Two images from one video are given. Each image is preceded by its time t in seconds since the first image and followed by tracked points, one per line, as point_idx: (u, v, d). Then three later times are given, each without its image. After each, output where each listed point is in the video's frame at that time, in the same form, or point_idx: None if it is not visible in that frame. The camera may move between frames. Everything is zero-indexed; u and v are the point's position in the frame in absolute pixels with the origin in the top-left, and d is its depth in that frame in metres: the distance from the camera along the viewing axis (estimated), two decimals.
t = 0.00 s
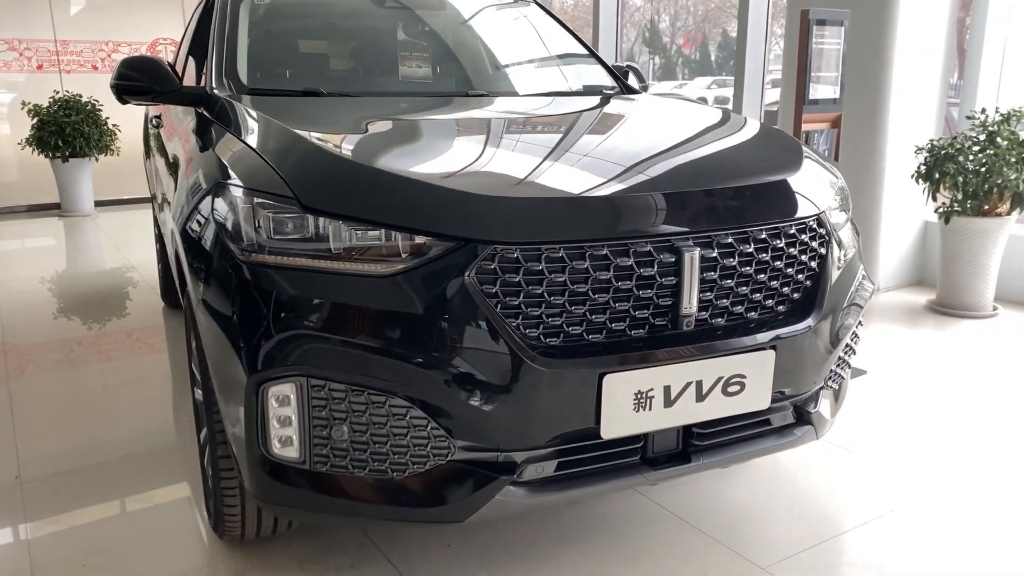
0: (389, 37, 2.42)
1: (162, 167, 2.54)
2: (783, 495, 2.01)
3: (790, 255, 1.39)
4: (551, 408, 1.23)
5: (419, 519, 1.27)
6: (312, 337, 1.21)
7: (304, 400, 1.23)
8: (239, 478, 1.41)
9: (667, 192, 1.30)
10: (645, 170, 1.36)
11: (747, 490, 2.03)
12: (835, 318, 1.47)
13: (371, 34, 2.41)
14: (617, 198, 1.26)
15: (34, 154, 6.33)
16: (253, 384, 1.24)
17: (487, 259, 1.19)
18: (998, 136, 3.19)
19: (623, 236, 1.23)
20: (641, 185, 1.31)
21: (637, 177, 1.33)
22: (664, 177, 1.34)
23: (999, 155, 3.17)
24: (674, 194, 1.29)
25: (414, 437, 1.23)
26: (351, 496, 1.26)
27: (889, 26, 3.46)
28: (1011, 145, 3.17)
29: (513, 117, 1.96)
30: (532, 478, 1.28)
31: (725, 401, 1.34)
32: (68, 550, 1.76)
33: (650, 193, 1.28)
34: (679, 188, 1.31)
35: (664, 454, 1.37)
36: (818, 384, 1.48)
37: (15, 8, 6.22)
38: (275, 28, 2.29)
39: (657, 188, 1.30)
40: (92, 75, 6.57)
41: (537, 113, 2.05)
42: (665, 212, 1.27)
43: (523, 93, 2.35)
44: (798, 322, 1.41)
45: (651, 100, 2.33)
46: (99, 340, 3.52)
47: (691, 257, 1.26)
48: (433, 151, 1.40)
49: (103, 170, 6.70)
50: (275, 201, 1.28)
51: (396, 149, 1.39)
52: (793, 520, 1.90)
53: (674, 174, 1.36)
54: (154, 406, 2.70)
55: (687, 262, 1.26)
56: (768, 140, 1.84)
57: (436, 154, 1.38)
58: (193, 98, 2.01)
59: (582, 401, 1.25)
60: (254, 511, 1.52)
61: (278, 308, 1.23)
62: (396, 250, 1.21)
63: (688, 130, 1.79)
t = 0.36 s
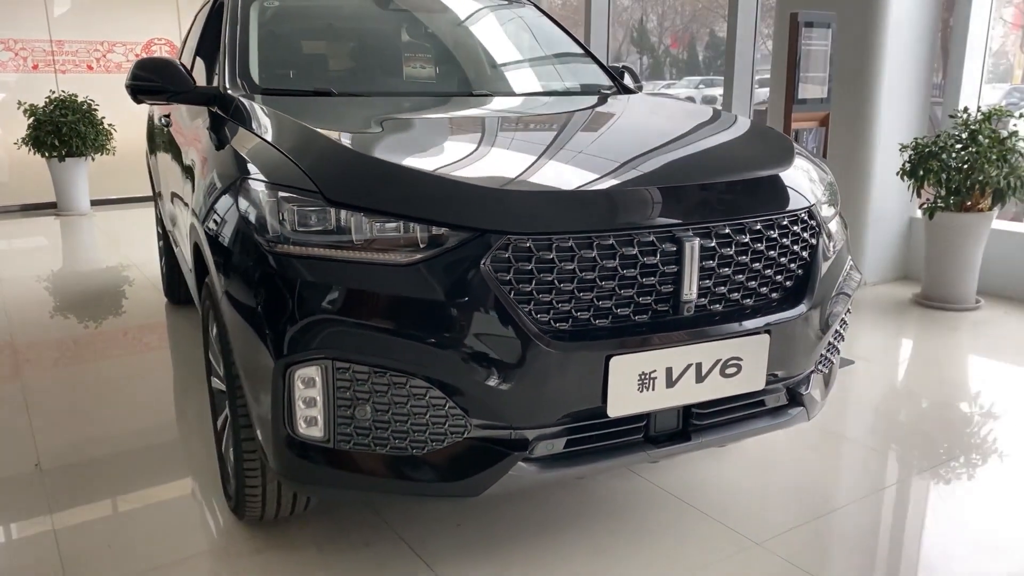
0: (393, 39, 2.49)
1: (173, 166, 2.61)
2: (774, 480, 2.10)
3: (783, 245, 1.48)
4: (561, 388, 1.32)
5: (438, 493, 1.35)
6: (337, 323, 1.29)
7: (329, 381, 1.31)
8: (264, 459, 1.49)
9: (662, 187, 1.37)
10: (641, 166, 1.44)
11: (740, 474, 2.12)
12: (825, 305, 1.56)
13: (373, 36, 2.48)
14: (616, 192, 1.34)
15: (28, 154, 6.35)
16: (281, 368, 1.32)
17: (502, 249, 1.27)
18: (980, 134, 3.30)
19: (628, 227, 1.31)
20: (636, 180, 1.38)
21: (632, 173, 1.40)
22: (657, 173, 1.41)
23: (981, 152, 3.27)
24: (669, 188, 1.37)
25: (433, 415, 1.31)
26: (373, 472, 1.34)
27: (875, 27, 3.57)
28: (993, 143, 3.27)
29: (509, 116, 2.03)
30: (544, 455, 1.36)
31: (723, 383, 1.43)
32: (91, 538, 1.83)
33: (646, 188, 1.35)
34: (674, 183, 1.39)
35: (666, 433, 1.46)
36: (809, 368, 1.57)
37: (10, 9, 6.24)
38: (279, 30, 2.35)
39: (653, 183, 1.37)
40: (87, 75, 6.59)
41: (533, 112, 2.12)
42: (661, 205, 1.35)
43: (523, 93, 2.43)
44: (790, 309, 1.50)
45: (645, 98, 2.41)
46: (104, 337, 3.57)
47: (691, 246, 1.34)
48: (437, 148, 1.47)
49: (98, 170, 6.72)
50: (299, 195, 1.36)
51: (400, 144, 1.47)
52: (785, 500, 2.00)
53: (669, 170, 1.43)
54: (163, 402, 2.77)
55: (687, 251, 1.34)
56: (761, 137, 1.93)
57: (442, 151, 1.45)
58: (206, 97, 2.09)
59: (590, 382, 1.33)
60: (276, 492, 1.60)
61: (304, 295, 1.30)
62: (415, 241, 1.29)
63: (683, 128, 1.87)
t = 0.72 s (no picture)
0: (405, 44, 2.58)
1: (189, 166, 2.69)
2: (770, 467, 2.19)
3: (782, 239, 1.57)
4: (577, 374, 1.41)
5: (461, 472, 1.44)
6: (367, 312, 1.38)
7: (359, 367, 1.40)
8: (293, 443, 1.58)
9: (664, 185, 1.45)
10: (642, 165, 1.52)
11: (738, 461, 2.22)
12: (821, 298, 1.65)
13: (384, 40, 2.56)
14: (621, 189, 1.42)
15: (33, 155, 6.42)
16: (314, 355, 1.41)
17: (521, 243, 1.36)
18: (969, 135, 3.41)
19: (639, 222, 1.40)
20: (637, 178, 1.46)
21: (633, 172, 1.49)
22: (656, 172, 1.50)
23: (970, 152, 3.38)
24: (672, 186, 1.45)
25: (457, 398, 1.40)
26: (400, 452, 1.43)
27: (868, 30, 3.67)
28: (981, 143, 3.38)
29: (508, 118, 2.11)
30: (559, 436, 1.45)
31: (727, 368, 1.52)
32: (120, 526, 1.92)
33: (648, 186, 1.44)
34: (675, 181, 1.47)
35: (673, 417, 1.55)
36: (807, 355, 1.66)
37: (14, 10, 6.30)
38: (294, 34, 2.43)
39: (654, 181, 1.46)
40: (90, 76, 6.65)
41: (529, 114, 2.20)
42: (663, 202, 1.43)
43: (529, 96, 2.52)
44: (789, 300, 1.60)
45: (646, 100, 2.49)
46: (115, 335, 3.65)
47: (697, 241, 1.43)
48: (450, 148, 1.55)
49: (101, 170, 6.79)
50: (330, 193, 1.44)
51: (415, 145, 1.56)
52: (783, 485, 2.10)
53: (668, 168, 1.52)
54: (178, 399, 2.86)
55: (694, 245, 1.43)
56: (760, 138, 2.02)
57: (455, 152, 1.54)
58: (228, 100, 2.17)
59: (604, 367, 1.42)
60: (302, 476, 1.69)
61: (336, 287, 1.39)
62: (440, 236, 1.38)
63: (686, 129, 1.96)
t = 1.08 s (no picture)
0: (422, 46, 2.64)
1: (208, 166, 2.76)
2: (776, 458, 2.27)
3: (795, 236, 1.65)
4: (602, 364, 1.48)
5: (491, 457, 1.51)
6: (403, 305, 1.45)
7: (395, 357, 1.47)
8: (328, 431, 1.65)
9: (673, 184, 1.51)
10: (650, 165, 1.59)
11: (745, 452, 2.29)
12: (831, 292, 1.73)
13: (400, 42, 2.63)
14: (631, 189, 1.48)
15: (40, 155, 6.47)
16: (351, 346, 1.48)
17: (550, 239, 1.43)
18: (967, 135, 3.49)
19: (661, 219, 1.47)
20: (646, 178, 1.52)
21: (641, 172, 1.55)
22: (662, 171, 1.56)
23: (968, 152, 3.46)
24: (680, 184, 1.52)
25: (488, 387, 1.48)
26: (434, 438, 1.50)
27: (868, 32, 3.76)
28: (979, 143, 3.46)
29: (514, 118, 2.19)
30: (585, 423, 1.52)
31: (743, 359, 1.60)
32: (150, 517, 2.00)
33: (658, 185, 1.50)
34: (684, 181, 1.53)
35: (691, 406, 1.62)
36: (818, 347, 1.73)
37: (23, 12, 6.35)
38: (314, 37, 2.49)
39: (664, 181, 1.52)
40: (97, 77, 6.71)
41: (537, 115, 2.27)
42: (674, 201, 1.49)
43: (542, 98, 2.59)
44: (802, 294, 1.67)
45: (656, 101, 2.56)
46: (130, 332, 3.72)
47: (716, 237, 1.51)
48: (476, 149, 1.62)
49: (108, 170, 6.84)
50: (366, 192, 1.51)
51: (443, 146, 1.63)
52: (791, 475, 2.17)
53: (676, 168, 1.58)
54: (196, 396, 2.92)
55: (712, 241, 1.50)
56: (769, 138, 2.09)
57: (474, 152, 1.60)
58: (253, 101, 2.24)
59: (628, 357, 1.49)
60: (333, 464, 1.76)
61: (373, 282, 1.46)
62: (472, 233, 1.45)
63: (700, 129, 2.03)
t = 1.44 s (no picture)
0: (443, 49, 2.70)
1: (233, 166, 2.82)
2: (786, 450, 2.33)
3: (815, 232, 1.71)
4: (633, 355, 1.54)
5: (528, 445, 1.57)
6: (442, 298, 1.51)
7: (435, 348, 1.54)
8: (366, 421, 1.72)
9: (687, 183, 1.57)
10: (666, 164, 1.64)
11: (756, 444, 2.36)
12: (848, 288, 1.80)
13: (420, 44, 2.68)
14: (644, 188, 1.53)
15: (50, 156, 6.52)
16: (393, 338, 1.55)
17: (584, 234, 1.49)
18: (970, 135, 3.56)
19: (690, 216, 1.54)
20: (666, 177, 1.57)
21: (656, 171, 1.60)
22: (670, 171, 1.61)
23: (971, 152, 3.53)
24: (693, 183, 1.57)
25: (524, 376, 1.54)
26: (471, 425, 1.57)
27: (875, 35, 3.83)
28: (981, 143, 3.52)
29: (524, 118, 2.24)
30: (615, 411, 1.58)
31: (766, 350, 1.66)
32: (181, 509, 2.06)
33: (672, 184, 1.55)
34: (699, 179, 1.59)
35: (715, 395, 1.68)
36: (835, 339, 1.80)
37: (33, 13, 6.40)
38: (339, 40, 2.54)
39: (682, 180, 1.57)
40: (105, 77, 6.77)
41: (547, 115, 2.32)
42: (688, 199, 1.55)
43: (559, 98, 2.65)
44: (821, 288, 1.74)
45: (671, 101, 2.63)
46: (147, 330, 3.78)
47: (741, 233, 1.57)
48: (508, 149, 1.68)
49: (116, 170, 6.90)
50: (406, 191, 1.58)
51: (476, 146, 1.69)
52: (804, 466, 2.24)
53: (689, 167, 1.64)
54: (216, 393, 2.99)
55: (738, 236, 1.57)
56: (786, 137, 2.14)
57: (506, 152, 1.66)
58: (281, 103, 2.30)
59: (657, 348, 1.55)
60: (368, 454, 1.82)
61: (414, 276, 1.53)
62: (509, 229, 1.51)
63: (718, 130, 2.08)
